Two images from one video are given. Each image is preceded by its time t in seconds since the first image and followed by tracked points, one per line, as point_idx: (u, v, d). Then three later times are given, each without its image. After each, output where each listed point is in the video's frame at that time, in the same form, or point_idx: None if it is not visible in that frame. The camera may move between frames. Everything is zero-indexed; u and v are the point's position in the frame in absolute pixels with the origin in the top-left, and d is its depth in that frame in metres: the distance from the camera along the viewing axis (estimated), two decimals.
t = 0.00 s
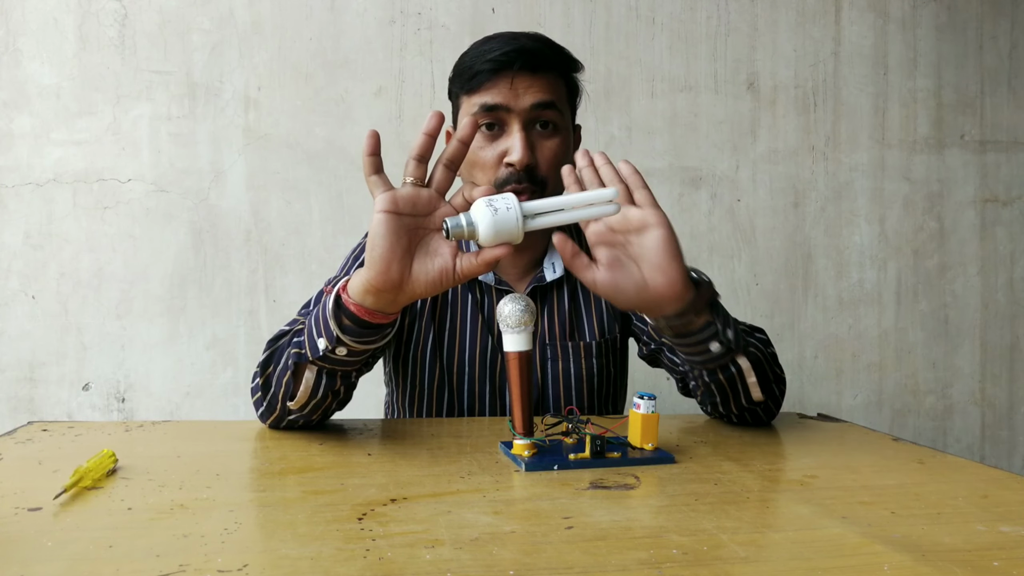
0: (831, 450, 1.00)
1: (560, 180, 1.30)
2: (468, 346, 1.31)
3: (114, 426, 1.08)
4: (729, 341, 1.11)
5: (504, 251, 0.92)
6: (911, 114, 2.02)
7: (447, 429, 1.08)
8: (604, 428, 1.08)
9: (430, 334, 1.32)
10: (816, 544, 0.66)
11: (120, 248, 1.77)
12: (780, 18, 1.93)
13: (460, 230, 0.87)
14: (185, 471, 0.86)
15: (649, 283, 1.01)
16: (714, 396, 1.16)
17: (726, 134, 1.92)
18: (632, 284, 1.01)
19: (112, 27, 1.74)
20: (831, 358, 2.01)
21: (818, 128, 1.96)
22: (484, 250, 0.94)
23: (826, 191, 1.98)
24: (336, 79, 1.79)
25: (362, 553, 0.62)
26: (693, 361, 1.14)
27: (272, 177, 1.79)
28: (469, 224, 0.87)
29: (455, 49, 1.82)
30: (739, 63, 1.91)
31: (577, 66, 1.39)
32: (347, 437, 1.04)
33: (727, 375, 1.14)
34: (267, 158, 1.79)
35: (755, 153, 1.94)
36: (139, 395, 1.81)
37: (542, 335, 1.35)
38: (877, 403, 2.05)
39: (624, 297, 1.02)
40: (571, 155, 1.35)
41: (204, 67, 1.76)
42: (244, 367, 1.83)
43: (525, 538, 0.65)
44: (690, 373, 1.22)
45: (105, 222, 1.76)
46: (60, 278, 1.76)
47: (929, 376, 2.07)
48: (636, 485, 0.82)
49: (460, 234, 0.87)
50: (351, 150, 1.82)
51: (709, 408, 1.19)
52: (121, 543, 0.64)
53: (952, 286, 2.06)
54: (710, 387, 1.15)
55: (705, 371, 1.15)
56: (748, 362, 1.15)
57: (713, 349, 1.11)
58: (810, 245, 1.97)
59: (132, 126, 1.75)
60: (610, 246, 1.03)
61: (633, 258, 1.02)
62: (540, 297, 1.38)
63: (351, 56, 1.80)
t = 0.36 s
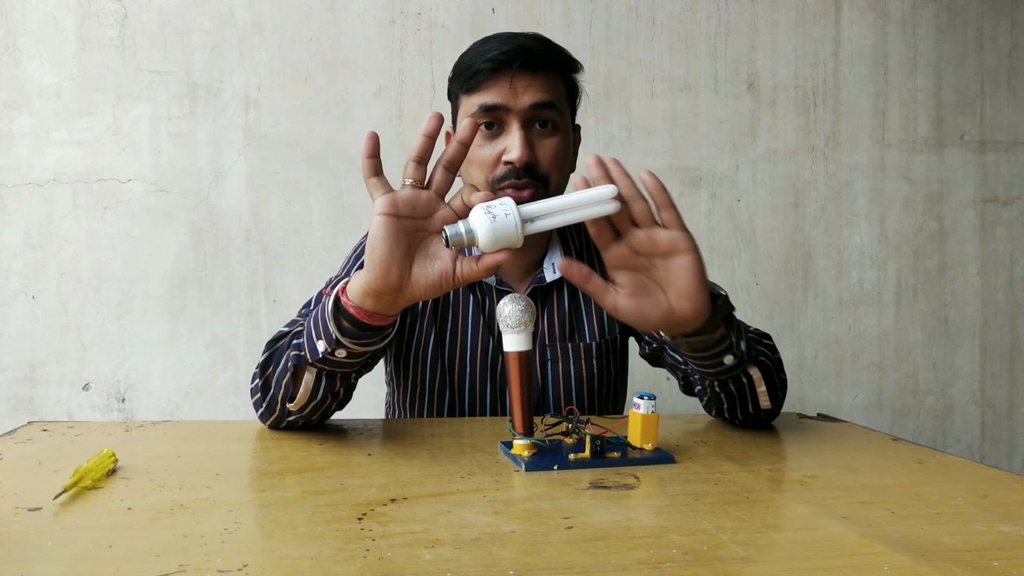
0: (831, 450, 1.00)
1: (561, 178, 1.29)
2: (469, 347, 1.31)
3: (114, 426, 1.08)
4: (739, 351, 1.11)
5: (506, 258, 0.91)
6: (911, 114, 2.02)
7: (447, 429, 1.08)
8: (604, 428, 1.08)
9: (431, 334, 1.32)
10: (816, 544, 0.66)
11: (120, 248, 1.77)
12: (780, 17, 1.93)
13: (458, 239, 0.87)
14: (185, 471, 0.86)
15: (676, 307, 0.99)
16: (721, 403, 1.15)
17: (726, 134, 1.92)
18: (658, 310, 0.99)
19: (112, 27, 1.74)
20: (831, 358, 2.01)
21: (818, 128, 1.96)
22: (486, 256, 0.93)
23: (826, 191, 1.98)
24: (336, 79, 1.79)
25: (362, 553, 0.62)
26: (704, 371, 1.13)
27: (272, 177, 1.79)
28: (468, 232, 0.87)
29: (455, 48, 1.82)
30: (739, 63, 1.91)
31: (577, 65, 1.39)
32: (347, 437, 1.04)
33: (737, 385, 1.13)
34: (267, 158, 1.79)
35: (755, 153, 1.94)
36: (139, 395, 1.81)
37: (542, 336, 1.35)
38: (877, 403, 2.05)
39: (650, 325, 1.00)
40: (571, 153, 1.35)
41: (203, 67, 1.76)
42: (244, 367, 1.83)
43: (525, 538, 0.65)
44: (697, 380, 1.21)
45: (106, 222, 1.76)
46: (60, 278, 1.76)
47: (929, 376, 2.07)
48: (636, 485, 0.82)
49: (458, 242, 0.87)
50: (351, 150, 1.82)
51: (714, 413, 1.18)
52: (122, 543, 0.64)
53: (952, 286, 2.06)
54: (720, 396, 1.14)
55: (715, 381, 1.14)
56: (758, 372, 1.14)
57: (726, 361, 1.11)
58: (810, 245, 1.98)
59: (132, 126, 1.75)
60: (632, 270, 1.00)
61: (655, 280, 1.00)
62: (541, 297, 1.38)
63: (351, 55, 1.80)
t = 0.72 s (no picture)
0: (831, 450, 1.00)
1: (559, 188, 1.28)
2: (467, 348, 1.31)
3: (114, 426, 1.08)
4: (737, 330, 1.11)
5: (503, 244, 0.93)
6: (911, 114, 2.02)
7: (447, 429, 1.08)
8: (604, 428, 1.08)
9: (430, 335, 1.32)
10: (817, 544, 0.66)
11: (120, 247, 1.77)
12: (780, 17, 1.93)
13: (454, 226, 0.87)
14: (185, 471, 0.86)
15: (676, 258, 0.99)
16: (716, 383, 1.16)
17: (726, 134, 1.92)
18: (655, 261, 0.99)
19: (112, 27, 1.74)
20: (831, 358, 2.02)
21: (818, 128, 1.96)
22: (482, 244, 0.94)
23: (826, 191, 1.98)
24: (336, 79, 1.79)
25: (362, 553, 0.62)
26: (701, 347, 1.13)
27: (272, 177, 1.79)
28: (464, 219, 0.87)
29: (456, 48, 1.82)
30: (739, 63, 1.91)
31: (572, 67, 1.38)
32: (347, 437, 1.04)
33: (731, 363, 1.14)
34: (267, 158, 1.79)
35: (755, 153, 1.94)
36: (139, 395, 1.81)
37: (540, 336, 1.35)
38: (877, 403, 2.05)
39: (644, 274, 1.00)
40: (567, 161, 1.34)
41: (203, 67, 1.76)
42: (244, 367, 1.84)
43: (525, 538, 0.66)
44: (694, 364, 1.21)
45: (106, 222, 1.76)
46: (60, 278, 1.76)
47: (929, 376, 2.07)
48: (636, 485, 0.82)
49: (455, 229, 0.88)
50: (351, 150, 1.82)
51: (709, 397, 1.18)
52: (122, 543, 0.64)
53: (952, 286, 2.06)
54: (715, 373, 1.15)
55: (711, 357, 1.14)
56: (753, 352, 1.15)
57: (722, 335, 1.10)
58: (809, 244, 1.98)
59: (132, 126, 1.75)
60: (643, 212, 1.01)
61: (660, 227, 1.00)
62: (539, 298, 1.37)
63: (351, 56, 1.80)
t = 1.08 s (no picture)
0: (831, 450, 1.00)
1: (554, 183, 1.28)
2: (463, 347, 1.31)
3: (114, 426, 1.08)
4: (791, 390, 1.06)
5: (485, 198, 0.96)
6: (911, 114, 2.02)
7: (447, 428, 1.08)
8: (604, 428, 1.08)
9: (426, 335, 1.31)
10: (816, 544, 0.66)
11: (120, 248, 1.77)
12: (780, 17, 1.93)
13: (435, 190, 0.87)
14: (186, 471, 0.86)
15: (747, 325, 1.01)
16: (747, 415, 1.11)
17: (726, 134, 1.92)
18: (696, 344, 0.94)
19: (112, 27, 1.74)
20: (831, 358, 2.02)
21: (818, 128, 1.96)
22: (465, 203, 0.97)
23: (826, 191, 1.98)
24: (336, 79, 1.79)
25: (362, 553, 0.62)
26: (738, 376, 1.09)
27: (272, 177, 1.79)
28: (442, 180, 0.87)
29: (456, 48, 1.82)
30: (739, 62, 1.91)
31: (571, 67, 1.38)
32: (347, 437, 1.04)
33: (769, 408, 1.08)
34: (267, 158, 1.79)
35: (755, 154, 1.94)
36: (140, 395, 1.81)
37: (535, 336, 1.35)
38: (877, 403, 2.05)
39: (677, 366, 0.93)
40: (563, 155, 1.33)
41: (204, 67, 1.76)
42: (245, 367, 1.84)
43: (525, 538, 0.66)
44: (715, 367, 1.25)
45: (106, 222, 1.76)
46: (61, 278, 1.76)
47: (929, 376, 2.07)
48: (636, 485, 0.82)
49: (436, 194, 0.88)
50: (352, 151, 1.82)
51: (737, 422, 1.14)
52: (122, 543, 0.64)
53: (952, 286, 2.06)
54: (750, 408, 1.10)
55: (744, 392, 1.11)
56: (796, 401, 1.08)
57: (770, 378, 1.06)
58: (809, 245, 1.98)
59: (132, 126, 1.75)
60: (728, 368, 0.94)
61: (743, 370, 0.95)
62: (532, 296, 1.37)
63: (351, 56, 1.80)
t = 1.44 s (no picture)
0: (831, 450, 1.00)
1: (573, 189, 1.20)
2: (471, 348, 1.30)
3: (114, 426, 1.08)
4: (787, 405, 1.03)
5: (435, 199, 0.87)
6: (911, 114, 2.02)
7: (447, 428, 1.08)
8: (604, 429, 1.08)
9: (431, 337, 1.30)
10: (817, 544, 0.66)
11: (120, 247, 1.77)
12: (780, 17, 1.93)
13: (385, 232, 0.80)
14: (186, 471, 0.86)
15: (741, 374, 1.01)
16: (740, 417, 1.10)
17: (726, 134, 1.92)
18: (660, 379, 0.94)
19: (112, 27, 1.74)
20: (831, 358, 2.02)
21: (818, 128, 1.96)
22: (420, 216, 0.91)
23: (826, 191, 1.98)
24: (336, 79, 1.79)
25: (362, 553, 0.62)
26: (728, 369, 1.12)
27: (272, 177, 1.79)
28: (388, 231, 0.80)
29: (455, 48, 1.82)
30: (739, 62, 1.91)
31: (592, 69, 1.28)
32: (347, 437, 1.04)
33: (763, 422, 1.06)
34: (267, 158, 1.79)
35: (755, 154, 1.94)
36: (140, 395, 1.81)
37: (544, 341, 1.31)
38: (877, 403, 2.06)
39: (638, 392, 0.93)
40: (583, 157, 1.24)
41: (204, 67, 1.76)
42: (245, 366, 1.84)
43: (526, 538, 0.66)
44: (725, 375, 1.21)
45: (106, 222, 1.76)
46: (61, 278, 1.76)
47: (929, 376, 2.07)
48: (636, 485, 0.82)
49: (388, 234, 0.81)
50: (351, 150, 1.81)
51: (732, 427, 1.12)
52: (122, 543, 0.64)
53: (952, 286, 2.06)
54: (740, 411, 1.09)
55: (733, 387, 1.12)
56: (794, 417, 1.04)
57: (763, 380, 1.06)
58: (809, 245, 1.98)
59: (132, 126, 1.75)
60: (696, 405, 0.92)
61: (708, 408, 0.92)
62: (544, 300, 1.33)
63: (351, 56, 1.79)
